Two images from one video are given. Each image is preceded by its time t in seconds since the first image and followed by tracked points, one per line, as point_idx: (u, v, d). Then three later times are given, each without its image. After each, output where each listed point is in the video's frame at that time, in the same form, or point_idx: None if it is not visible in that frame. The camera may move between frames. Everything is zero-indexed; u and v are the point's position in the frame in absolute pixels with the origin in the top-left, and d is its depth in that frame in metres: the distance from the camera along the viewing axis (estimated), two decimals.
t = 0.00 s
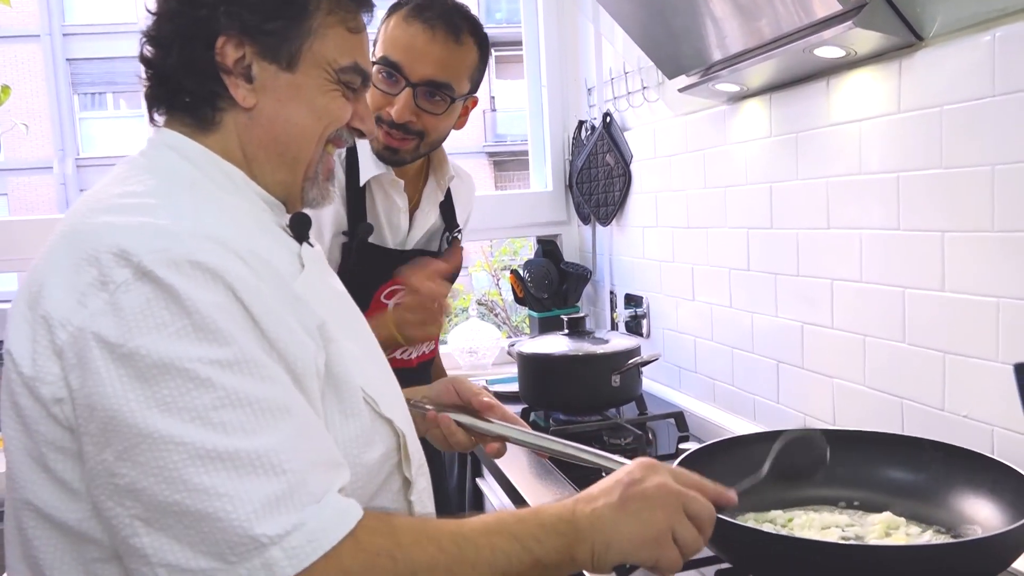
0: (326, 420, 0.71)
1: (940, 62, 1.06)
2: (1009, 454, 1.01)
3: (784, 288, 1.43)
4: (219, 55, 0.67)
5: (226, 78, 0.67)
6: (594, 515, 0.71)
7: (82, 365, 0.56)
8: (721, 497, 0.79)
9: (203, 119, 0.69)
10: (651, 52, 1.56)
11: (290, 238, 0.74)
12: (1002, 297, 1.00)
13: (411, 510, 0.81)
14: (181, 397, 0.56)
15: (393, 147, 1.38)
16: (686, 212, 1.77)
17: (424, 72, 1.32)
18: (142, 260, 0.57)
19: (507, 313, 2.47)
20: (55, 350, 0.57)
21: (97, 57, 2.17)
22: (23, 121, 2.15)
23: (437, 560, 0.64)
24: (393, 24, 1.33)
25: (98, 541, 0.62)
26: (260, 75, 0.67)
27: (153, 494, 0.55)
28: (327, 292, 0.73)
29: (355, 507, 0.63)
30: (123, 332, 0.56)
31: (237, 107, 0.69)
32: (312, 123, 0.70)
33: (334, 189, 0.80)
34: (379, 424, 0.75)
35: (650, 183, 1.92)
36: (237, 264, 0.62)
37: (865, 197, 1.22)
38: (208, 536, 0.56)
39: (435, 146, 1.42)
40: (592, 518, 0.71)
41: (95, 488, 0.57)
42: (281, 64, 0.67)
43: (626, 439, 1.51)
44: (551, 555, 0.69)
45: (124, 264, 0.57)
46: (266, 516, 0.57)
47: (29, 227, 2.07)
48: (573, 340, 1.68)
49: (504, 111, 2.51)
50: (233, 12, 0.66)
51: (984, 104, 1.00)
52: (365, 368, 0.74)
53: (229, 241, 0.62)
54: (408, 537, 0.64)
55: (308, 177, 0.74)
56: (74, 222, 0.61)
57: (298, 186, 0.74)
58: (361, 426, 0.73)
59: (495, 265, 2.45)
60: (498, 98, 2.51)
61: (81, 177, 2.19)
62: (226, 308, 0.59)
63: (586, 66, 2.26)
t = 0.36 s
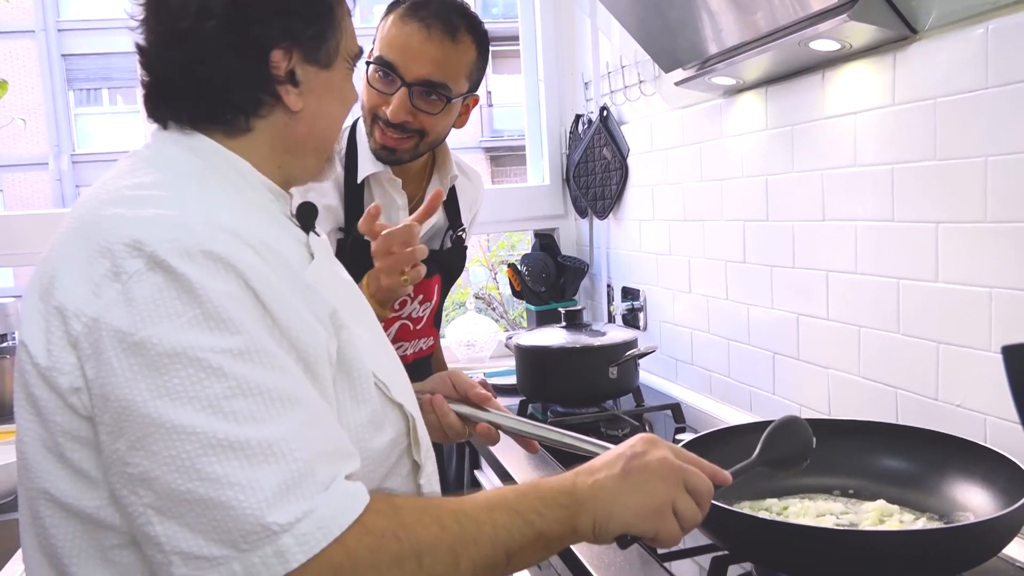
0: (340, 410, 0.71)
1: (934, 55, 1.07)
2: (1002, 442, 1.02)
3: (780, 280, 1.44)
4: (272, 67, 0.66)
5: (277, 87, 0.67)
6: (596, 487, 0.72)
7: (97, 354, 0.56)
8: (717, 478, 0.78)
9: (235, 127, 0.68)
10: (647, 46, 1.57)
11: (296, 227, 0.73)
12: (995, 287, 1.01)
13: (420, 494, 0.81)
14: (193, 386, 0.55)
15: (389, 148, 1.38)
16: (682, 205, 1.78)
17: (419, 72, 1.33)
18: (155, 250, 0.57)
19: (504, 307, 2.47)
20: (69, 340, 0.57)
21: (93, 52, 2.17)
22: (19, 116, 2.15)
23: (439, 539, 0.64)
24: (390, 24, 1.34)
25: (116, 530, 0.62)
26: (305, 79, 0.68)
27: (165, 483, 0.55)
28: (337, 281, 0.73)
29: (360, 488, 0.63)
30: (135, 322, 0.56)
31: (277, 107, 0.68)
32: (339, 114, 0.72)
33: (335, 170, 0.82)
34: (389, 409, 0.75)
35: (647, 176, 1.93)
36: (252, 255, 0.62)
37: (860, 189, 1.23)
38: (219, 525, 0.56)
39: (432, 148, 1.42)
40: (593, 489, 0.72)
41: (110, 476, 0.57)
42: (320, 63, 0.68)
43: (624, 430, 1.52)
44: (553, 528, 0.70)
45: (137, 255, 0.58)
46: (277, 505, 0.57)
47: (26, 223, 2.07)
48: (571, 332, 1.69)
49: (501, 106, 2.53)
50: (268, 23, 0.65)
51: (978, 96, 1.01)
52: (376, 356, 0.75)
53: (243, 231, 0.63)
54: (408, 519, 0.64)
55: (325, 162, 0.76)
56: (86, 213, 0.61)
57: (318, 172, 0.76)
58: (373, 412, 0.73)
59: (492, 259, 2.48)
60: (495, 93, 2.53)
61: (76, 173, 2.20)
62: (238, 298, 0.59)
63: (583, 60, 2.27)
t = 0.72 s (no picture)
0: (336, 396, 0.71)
1: (925, 52, 1.08)
2: (993, 435, 1.03)
3: (774, 275, 1.45)
4: (233, 38, 0.65)
5: (244, 58, 0.66)
6: (580, 501, 0.74)
7: (91, 351, 0.57)
8: (699, 490, 0.80)
9: (213, 110, 0.68)
10: (642, 42, 1.57)
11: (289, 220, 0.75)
12: (986, 281, 1.02)
13: (412, 487, 0.82)
14: (181, 382, 0.56)
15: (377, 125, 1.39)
16: (676, 201, 1.78)
17: (397, 42, 1.34)
18: (147, 246, 0.58)
19: (499, 303, 2.47)
20: (64, 337, 0.58)
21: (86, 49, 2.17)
22: (15, 113, 2.15)
23: (423, 544, 0.65)
24: None
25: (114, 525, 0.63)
26: (265, 44, 0.67)
27: (156, 479, 0.55)
28: (328, 271, 0.74)
29: (354, 492, 0.63)
30: (126, 319, 0.56)
31: (249, 82, 0.67)
32: (308, 81, 0.71)
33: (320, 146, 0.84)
34: (383, 396, 0.76)
35: (641, 172, 1.94)
36: (241, 245, 0.63)
37: (852, 184, 1.24)
38: (208, 522, 0.56)
39: (421, 121, 1.43)
40: (577, 503, 0.73)
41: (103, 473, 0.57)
42: (277, 26, 0.68)
43: (618, 425, 1.53)
44: (536, 538, 0.71)
45: (129, 251, 0.58)
46: (265, 502, 0.57)
47: (19, 219, 2.06)
48: (566, 328, 1.70)
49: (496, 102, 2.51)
50: None
51: (968, 93, 1.02)
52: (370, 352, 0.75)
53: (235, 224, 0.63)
54: (393, 522, 0.65)
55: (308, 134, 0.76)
56: (79, 210, 0.62)
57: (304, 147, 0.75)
58: (368, 396, 0.74)
59: (488, 256, 2.48)
60: (490, 89, 2.51)
61: (70, 170, 2.19)
62: (230, 294, 0.59)
63: (578, 56, 2.27)
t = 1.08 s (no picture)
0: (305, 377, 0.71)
1: (920, 51, 1.08)
2: (989, 434, 1.04)
3: (771, 275, 1.45)
4: (89, 61, 0.65)
5: (115, 74, 0.66)
6: (572, 498, 0.75)
7: (49, 378, 0.58)
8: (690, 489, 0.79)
9: (121, 135, 0.68)
10: (637, 42, 1.57)
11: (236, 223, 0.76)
12: (980, 280, 1.02)
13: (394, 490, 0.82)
14: (136, 395, 0.56)
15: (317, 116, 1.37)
16: (673, 201, 1.78)
17: (305, 24, 1.31)
18: (93, 269, 0.59)
19: (498, 304, 2.46)
20: (24, 371, 0.59)
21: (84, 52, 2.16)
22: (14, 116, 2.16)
23: (420, 541, 0.66)
24: None
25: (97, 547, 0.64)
26: (127, 50, 0.67)
27: (125, 495, 0.56)
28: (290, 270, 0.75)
29: (337, 492, 0.64)
30: (79, 343, 0.57)
31: (134, 93, 0.68)
32: (179, 62, 0.71)
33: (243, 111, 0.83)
34: (356, 375, 0.75)
35: (638, 172, 1.94)
36: (184, 245, 0.64)
37: (847, 184, 1.24)
38: (182, 529, 0.56)
39: (361, 100, 1.40)
40: (569, 500, 0.74)
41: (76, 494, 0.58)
42: (124, 27, 0.67)
43: (615, 425, 1.53)
44: (530, 534, 0.72)
45: (77, 278, 0.60)
46: (236, 503, 0.57)
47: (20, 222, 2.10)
48: (563, 328, 1.70)
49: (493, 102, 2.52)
50: (65, 22, 0.64)
51: (962, 92, 1.02)
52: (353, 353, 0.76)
53: (185, 233, 0.65)
54: (390, 518, 0.66)
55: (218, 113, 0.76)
56: (47, 228, 0.64)
57: (221, 121, 0.76)
58: (329, 370, 0.73)
59: (486, 256, 2.48)
60: (486, 89, 2.50)
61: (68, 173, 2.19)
62: (183, 299, 0.60)
63: (574, 56, 2.28)
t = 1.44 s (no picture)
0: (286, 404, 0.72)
1: (925, 55, 1.08)
2: (994, 437, 1.03)
3: (776, 280, 1.45)
4: (40, 109, 0.68)
5: (67, 118, 0.69)
6: (573, 496, 0.75)
7: (25, 418, 0.59)
8: (694, 491, 0.79)
9: (82, 173, 0.71)
10: (643, 47, 1.58)
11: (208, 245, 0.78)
12: (986, 284, 1.02)
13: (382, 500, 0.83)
14: (117, 429, 0.58)
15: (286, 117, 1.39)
16: (678, 204, 1.79)
17: (257, 27, 1.33)
18: (64, 308, 0.61)
19: (503, 308, 2.49)
20: None
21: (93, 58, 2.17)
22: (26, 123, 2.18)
23: (424, 541, 0.67)
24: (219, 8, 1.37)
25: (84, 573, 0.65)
26: (78, 92, 0.70)
27: (112, 525, 0.58)
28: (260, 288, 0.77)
29: (326, 502, 0.65)
30: (55, 382, 0.58)
31: (89, 136, 0.71)
32: (132, 96, 0.74)
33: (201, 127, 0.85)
34: (334, 390, 0.77)
35: (643, 176, 1.94)
36: (159, 273, 0.66)
37: (852, 188, 1.24)
38: (172, 552, 0.58)
39: (324, 94, 1.42)
40: (570, 497, 0.75)
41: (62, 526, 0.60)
42: (74, 72, 0.71)
43: (620, 429, 1.53)
44: (533, 532, 0.73)
45: (51, 317, 0.61)
46: (221, 524, 0.58)
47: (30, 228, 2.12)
48: (568, 331, 1.70)
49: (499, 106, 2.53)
50: (10, 72, 0.67)
51: (966, 96, 1.02)
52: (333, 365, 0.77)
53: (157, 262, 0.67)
54: (393, 520, 0.67)
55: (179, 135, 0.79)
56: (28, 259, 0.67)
57: (182, 147, 0.79)
58: (306, 389, 0.74)
59: (491, 259, 2.49)
60: (493, 93, 2.52)
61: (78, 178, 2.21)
62: (150, 324, 0.61)
63: (580, 60, 2.28)
